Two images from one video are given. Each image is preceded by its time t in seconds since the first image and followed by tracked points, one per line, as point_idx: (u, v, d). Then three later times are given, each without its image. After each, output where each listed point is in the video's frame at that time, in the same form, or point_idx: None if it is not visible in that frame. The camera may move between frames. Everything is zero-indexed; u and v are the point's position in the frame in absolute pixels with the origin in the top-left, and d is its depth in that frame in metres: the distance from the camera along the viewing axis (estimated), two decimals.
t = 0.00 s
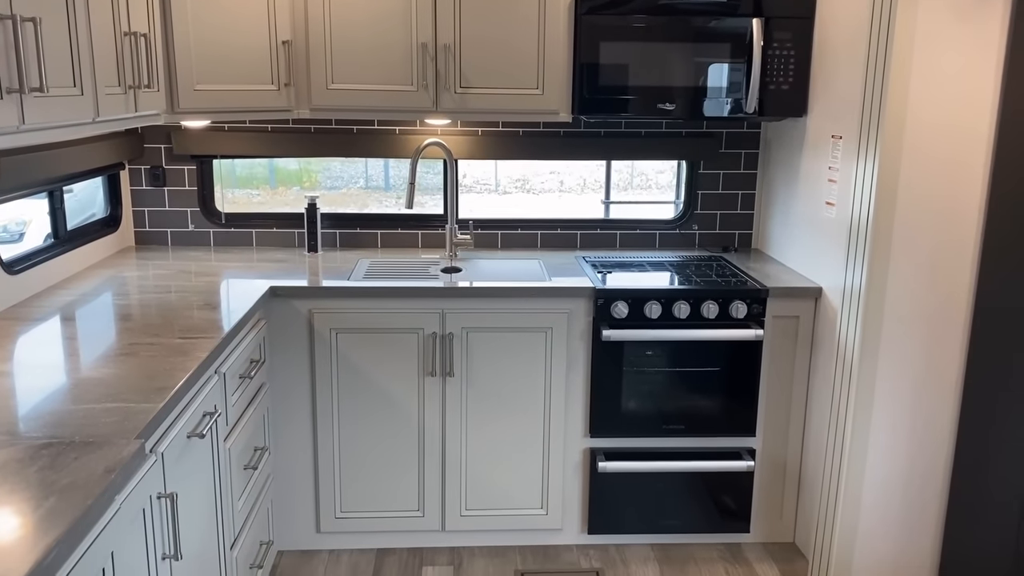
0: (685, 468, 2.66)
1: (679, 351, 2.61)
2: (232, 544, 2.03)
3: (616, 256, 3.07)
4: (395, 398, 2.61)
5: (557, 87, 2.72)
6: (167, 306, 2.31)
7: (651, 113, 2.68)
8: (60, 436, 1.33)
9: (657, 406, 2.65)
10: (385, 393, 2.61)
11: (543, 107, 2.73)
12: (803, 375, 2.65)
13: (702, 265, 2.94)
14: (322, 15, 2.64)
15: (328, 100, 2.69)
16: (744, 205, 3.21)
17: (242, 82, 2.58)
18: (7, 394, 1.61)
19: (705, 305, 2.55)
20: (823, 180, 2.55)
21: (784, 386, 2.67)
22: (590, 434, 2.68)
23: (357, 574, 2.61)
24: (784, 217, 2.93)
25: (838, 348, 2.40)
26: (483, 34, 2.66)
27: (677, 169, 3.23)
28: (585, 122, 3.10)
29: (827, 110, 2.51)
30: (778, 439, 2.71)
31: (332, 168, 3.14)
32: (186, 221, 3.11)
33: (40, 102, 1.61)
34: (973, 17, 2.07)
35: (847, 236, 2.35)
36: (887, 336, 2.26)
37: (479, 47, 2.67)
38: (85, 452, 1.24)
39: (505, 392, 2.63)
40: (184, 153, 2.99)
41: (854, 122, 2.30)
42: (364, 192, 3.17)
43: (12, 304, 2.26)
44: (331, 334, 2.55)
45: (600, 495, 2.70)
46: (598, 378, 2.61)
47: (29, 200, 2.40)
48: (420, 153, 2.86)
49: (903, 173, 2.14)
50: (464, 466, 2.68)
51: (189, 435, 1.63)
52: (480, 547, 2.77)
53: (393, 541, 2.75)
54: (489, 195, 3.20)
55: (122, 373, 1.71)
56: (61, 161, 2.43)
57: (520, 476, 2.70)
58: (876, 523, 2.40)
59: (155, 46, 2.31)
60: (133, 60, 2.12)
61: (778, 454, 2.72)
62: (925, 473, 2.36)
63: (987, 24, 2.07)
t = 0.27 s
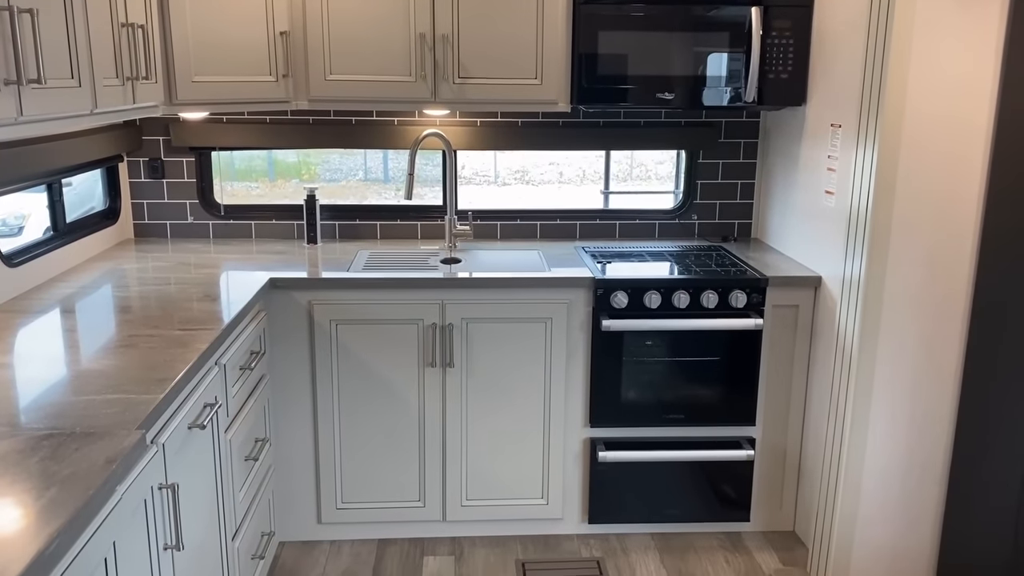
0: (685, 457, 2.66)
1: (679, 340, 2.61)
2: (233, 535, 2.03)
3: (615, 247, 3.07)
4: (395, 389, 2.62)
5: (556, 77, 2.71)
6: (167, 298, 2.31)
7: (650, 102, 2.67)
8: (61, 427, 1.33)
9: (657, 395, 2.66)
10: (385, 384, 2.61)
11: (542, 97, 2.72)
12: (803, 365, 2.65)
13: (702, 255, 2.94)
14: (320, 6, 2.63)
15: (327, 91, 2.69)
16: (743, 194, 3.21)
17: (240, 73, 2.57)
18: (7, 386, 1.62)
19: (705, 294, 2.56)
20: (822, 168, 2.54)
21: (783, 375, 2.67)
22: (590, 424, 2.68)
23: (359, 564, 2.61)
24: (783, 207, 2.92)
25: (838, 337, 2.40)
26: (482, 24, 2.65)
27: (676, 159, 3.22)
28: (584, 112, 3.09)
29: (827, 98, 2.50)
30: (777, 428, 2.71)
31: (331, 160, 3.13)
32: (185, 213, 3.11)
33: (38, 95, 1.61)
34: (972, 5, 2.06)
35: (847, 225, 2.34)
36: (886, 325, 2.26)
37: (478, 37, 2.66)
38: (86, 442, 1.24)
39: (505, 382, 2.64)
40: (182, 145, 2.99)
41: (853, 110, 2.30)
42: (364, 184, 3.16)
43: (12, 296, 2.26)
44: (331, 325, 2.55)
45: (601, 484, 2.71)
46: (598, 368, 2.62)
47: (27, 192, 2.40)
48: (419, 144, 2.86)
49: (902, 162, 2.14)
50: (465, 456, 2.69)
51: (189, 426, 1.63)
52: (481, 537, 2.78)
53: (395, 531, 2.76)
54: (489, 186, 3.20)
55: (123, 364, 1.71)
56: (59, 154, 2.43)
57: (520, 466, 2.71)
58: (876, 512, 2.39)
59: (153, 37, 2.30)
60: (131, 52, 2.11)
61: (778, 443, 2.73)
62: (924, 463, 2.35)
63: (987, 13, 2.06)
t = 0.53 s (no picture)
0: (686, 447, 2.67)
1: (680, 330, 2.61)
2: (235, 527, 2.03)
3: (616, 237, 3.06)
4: (395, 379, 2.62)
5: (556, 66, 2.70)
6: (168, 289, 2.31)
7: (651, 91, 2.66)
8: (61, 417, 1.33)
9: (658, 385, 2.66)
10: (386, 374, 2.61)
11: (542, 86, 2.72)
12: (804, 354, 2.65)
13: (703, 244, 2.93)
14: None
15: (327, 81, 2.68)
16: (745, 183, 3.20)
17: (239, 64, 2.56)
18: (8, 376, 1.62)
19: (706, 284, 2.55)
20: (823, 157, 2.54)
21: (784, 365, 2.67)
22: (591, 414, 2.69)
23: (361, 555, 2.62)
24: (785, 196, 2.92)
25: (839, 327, 2.40)
26: (482, 13, 2.64)
27: (678, 149, 3.22)
28: (585, 101, 3.08)
29: (828, 87, 2.49)
30: (778, 417, 2.72)
31: (332, 152, 3.12)
32: (185, 204, 3.11)
33: (36, 84, 1.60)
34: None
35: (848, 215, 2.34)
36: (887, 315, 2.26)
37: (478, 26, 2.65)
38: (87, 432, 1.24)
39: (506, 372, 2.64)
40: (182, 136, 2.98)
41: (854, 100, 2.29)
42: (365, 175, 3.16)
43: (13, 288, 2.26)
44: (332, 316, 2.55)
45: (602, 474, 2.71)
46: (600, 358, 2.61)
47: (27, 184, 2.39)
48: (418, 134, 2.85)
49: (903, 152, 2.13)
50: (466, 446, 2.69)
51: (190, 416, 1.63)
52: (482, 527, 2.78)
53: (396, 521, 2.77)
54: (490, 178, 3.19)
55: (123, 355, 1.71)
56: (58, 145, 2.42)
57: (522, 456, 2.71)
58: (877, 502, 2.39)
59: (151, 27, 2.29)
60: (129, 42, 2.10)
61: (780, 432, 2.73)
62: (925, 455, 2.32)
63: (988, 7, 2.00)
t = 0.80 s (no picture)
0: (690, 437, 2.66)
1: (683, 320, 2.60)
2: (238, 515, 2.04)
3: (620, 227, 3.05)
4: (398, 368, 2.61)
5: (560, 54, 2.68)
6: (170, 278, 2.31)
7: (656, 80, 2.64)
8: (63, 405, 1.33)
9: (661, 375, 2.65)
10: (389, 364, 2.61)
11: (546, 74, 2.70)
12: (809, 345, 2.64)
13: (707, 235, 2.92)
14: None
15: (329, 69, 2.66)
16: (749, 173, 3.18)
17: (241, 52, 2.55)
18: (11, 365, 1.62)
19: (710, 274, 2.54)
20: (828, 147, 2.52)
21: (789, 355, 2.66)
22: (594, 404, 2.68)
23: (364, 544, 2.62)
24: (789, 187, 2.91)
25: (843, 317, 2.38)
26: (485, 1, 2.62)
27: (682, 139, 3.20)
28: (589, 91, 3.07)
29: (834, 75, 2.47)
30: (782, 408, 2.71)
31: (335, 143, 3.11)
32: (188, 193, 3.10)
33: (37, 72, 1.58)
34: None
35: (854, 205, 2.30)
36: (892, 308, 2.20)
37: (481, 14, 2.63)
38: (89, 419, 1.24)
39: (509, 362, 2.63)
40: (185, 125, 2.97)
41: (861, 88, 2.26)
42: (368, 166, 3.14)
43: (15, 277, 2.26)
44: (334, 305, 2.55)
45: (605, 463, 2.71)
46: (603, 348, 2.61)
47: (29, 172, 2.39)
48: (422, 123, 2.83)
49: (910, 139, 2.09)
50: (468, 436, 2.69)
51: (192, 405, 1.63)
52: (485, 517, 2.78)
53: (399, 511, 2.77)
54: (494, 169, 3.18)
55: (126, 343, 1.71)
56: (61, 133, 2.41)
57: (525, 446, 2.71)
58: (881, 496, 2.35)
59: (154, 14, 2.27)
60: (132, 29, 2.08)
61: (783, 424, 2.72)
62: (930, 444, 2.31)
63: None
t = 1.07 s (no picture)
0: (694, 431, 2.66)
1: (689, 314, 2.60)
2: (242, 505, 2.04)
3: (626, 219, 3.04)
4: (403, 359, 2.61)
5: (568, 45, 2.67)
6: (176, 268, 2.31)
7: (664, 72, 2.63)
8: (68, 393, 1.33)
9: (666, 368, 2.65)
10: (394, 355, 2.61)
11: (554, 66, 2.68)
12: (815, 339, 2.63)
13: (714, 228, 2.91)
14: None
15: (336, 59, 2.65)
16: (756, 166, 3.17)
17: (248, 41, 2.54)
18: (17, 353, 1.62)
19: (716, 268, 2.54)
20: (837, 140, 2.51)
21: (795, 350, 2.65)
22: (599, 397, 2.68)
23: (368, 535, 2.62)
24: (797, 180, 2.89)
25: (850, 312, 2.37)
26: None
27: (689, 132, 3.19)
28: (596, 82, 3.06)
29: (843, 68, 2.45)
30: (788, 402, 2.70)
31: (341, 135, 3.13)
32: (194, 182, 3.10)
33: (44, 60, 1.57)
34: None
35: (861, 200, 2.28)
36: (899, 303, 2.19)
37: (489, 4, 2.62)
38: (95, 408, 1.24)
39: (513, 354, 2.63)
40: (191, 115, 2.97)
41: (870, 81, 2.25)
42: (374, 158, 3.15)
43: (21, 265, 2.26)
44: (340, 296, 2.55)
45: (609, 456, 2.71)
46: (608, 341, 2.60)
47: (36, 160, 2.38)
48: (428, 114, 2.82)
49: (919, 132, 2.07)
50: (473, 427, 2.69)
51: (198, 394, 1.63)
52: (489, 508, 2.79)
53: (403, 502, 2.77)
54: (500, 161, 3.17)
55: (131, 332, 1.71)
56: (67, 122, 2.41)
57: (529, 438, 2.71)
58: (885, 491, 2.35)
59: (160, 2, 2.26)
60: (139, 17, 2.07)
61: (788, 418, 2.72)
62: (935, 439, 2.31)
63: None
